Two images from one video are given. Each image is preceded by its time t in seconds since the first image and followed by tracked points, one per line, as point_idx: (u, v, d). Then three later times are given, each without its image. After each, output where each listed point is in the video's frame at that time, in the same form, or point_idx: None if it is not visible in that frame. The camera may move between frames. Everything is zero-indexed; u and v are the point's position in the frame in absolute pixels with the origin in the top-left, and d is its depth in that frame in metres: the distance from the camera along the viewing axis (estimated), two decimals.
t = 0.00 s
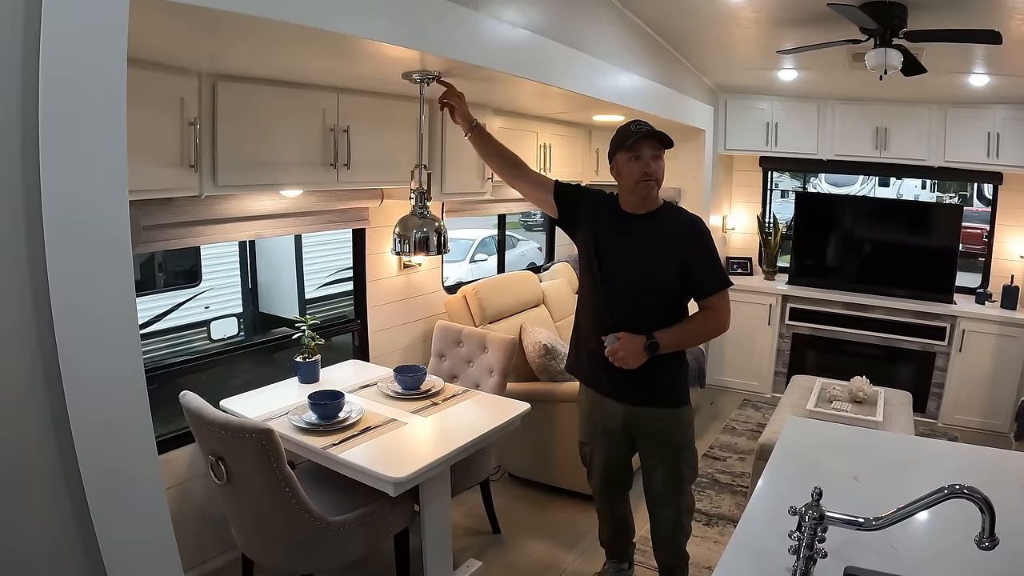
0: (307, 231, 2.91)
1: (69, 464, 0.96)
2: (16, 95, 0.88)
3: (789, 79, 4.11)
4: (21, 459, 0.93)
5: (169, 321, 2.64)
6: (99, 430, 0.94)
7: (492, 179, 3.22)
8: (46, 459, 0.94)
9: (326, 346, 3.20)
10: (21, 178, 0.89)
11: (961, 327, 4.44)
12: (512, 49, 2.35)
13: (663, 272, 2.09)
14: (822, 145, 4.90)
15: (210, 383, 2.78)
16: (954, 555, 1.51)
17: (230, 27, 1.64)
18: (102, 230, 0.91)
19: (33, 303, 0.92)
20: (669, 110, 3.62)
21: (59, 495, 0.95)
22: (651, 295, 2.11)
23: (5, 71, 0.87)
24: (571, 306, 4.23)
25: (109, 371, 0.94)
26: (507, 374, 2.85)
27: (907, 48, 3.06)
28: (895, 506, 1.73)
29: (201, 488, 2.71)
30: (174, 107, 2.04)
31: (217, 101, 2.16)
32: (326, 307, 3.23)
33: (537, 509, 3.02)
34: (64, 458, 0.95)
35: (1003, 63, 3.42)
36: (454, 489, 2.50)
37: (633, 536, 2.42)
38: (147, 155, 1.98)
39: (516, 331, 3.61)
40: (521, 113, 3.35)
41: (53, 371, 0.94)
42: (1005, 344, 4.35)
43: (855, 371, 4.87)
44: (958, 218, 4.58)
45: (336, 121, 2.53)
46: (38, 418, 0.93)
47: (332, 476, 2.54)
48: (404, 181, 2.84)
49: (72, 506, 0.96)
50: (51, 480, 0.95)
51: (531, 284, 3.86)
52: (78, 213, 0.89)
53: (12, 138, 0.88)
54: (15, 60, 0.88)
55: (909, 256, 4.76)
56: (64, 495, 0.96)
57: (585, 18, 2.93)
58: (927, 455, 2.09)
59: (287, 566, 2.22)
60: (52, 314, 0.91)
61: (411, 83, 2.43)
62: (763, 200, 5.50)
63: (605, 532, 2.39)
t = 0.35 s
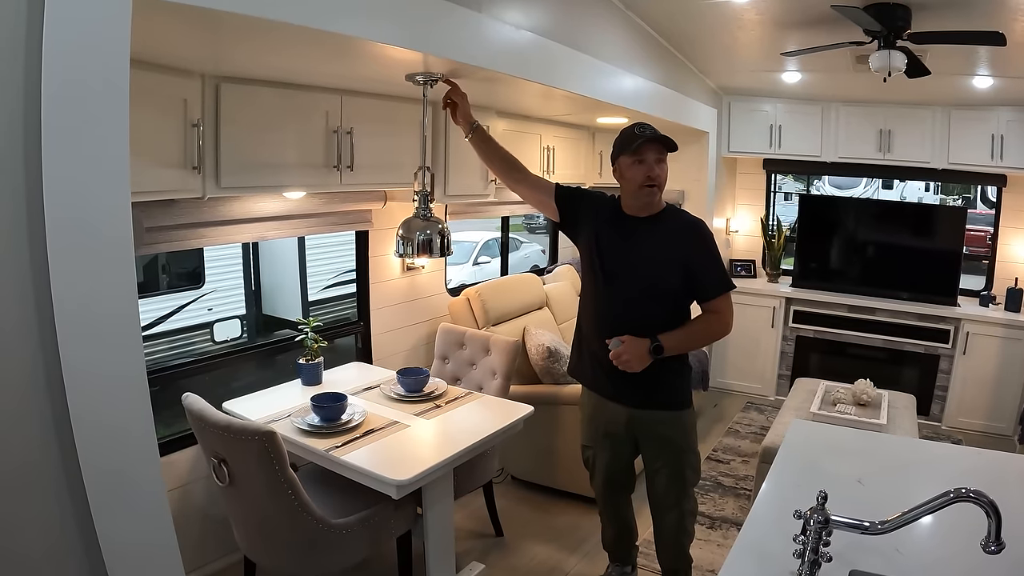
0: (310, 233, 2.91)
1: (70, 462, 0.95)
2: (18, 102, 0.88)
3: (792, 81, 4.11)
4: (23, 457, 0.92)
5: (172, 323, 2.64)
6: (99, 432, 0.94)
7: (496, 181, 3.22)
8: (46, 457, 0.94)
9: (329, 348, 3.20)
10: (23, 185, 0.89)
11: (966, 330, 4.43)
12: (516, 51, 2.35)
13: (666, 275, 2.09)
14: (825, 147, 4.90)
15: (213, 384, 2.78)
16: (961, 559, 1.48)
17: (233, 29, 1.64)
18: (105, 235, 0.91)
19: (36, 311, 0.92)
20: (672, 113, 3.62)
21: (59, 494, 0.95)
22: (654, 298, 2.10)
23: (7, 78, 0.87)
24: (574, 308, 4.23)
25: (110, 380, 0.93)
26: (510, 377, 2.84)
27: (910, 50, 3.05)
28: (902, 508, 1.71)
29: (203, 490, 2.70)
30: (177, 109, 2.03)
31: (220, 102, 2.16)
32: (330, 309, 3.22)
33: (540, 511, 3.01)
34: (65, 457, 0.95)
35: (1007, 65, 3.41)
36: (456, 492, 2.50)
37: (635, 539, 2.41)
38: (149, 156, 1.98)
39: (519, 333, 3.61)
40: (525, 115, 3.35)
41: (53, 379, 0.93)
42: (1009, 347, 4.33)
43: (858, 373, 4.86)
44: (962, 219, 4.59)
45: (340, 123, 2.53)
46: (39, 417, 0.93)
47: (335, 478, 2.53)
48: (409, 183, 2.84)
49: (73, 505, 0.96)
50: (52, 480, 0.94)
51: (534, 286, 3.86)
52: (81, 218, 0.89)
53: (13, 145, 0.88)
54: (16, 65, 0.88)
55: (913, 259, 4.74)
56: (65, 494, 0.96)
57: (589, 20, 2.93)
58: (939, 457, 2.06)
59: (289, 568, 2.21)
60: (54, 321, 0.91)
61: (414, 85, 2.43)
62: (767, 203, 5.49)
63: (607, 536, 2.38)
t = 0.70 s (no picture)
0: (312, 235, 2.91)
1: (66, 457, 0.98)
2: (16, 99, 0.90)
3: (794, 83, 4.11)
4: (19, 450, 0.95)
5: (173, 325, 2.63)
6: (98, 431, 0.96)
7: (497, 183, 3.21)
8: (42, 451, 0.96)
9: (330, 351, 3.20)
10: (21, 179, 0.91)
11: (969, 333, 4.41)
12: (517, 52, 2.35)
13: (668, 278, 2.08)
14: (827, 149, 4.90)
15: (214, 387, 2.78)
16: (969, 561, 1.46)
17: (233, 30, 1.63)
18: (104, 230, 0.94)
19: (32, 304, 0.94)
20: (674, 114, 3.62)
21: (56, 488, 0.97)
22: (655, 301, 2.09)
23: (5, 74, 0.89)
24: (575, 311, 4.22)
25: (108, 371, 0.96)
26: (512, 380, 2.83)
27: (913, 51, 3.04)
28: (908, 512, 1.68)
29: (204, 493, 2.70)
30: (177, 110, 2.03)
31: (221, 104, 2.15)
32: (331, 311, 3.22)
33: (542, 514, 3.00)
34: (62, 451, 0.98)
35: (1010, 67, 3.40)
36: (457, 495, 2.49)
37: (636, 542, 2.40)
38: (149, 158, 1.97)
39: (521, 336, 3.60)
40: (527, 117, 3.34)
41: (52, 379, 0.96)
42: (1013, 349, 4.32)
43: (860, 376, 4.85)
44: (964, 221, 4.57)
45: (341, 125, 2.52)
46: (36, 412, 0.95)
47: (335, 481, 2.53)
48: (411, 185, 2.84)
49: (70, 499, 0.99)
50: (49, 474, 0.97)
51: (536, 289, 3.85)
52: (80, 212, 0.91)
53: (13, 141, 0.90)
54: (16, 63, 0.90)
55: (916, 261, 4.73)
56: (62, 488, 0.98)
57: (591, 22, 2.93)
58: (946, 462, 2.03)
59: (288, 570, 2.20)
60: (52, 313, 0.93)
61: (416, 87, 2.42)
62: (769, 205, 5.49)
63: (608, 539, 2.37)
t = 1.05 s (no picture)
0: (311, 239, 2.91)
1: (60, 449, 1.11)
2: (15, 134, 1.03)
3: (795, 85, 4.10)
4: (16, 444, 1.07)
5: (173, 328, 2.63)
6: (92, 430, 1.10)
7: (497, 187, 3.21)
8: (39, 444, 1.09)
9: (330, 355, 3.20)
10: (21, 194, 1.04)
11: (970, 336, 4.41)
12: (516, 55, 2.34)
13: (668, 283, 2.07)
14: (828, 152, 4.90)
15: (214, 390, 2.77)
16: (973, 563, 1.44)
17: (231, 34, 1.62)
18: (104, 239, 1.08)
19: (31, 313, 1.06)
20: (673, 117, 3.62)
21: (50, 478, 1.10)
22: (655, 306, 2.09)
23: (5, 112, 1.02)
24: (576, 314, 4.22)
25: (107, 367, 1.10)
26: (512, 384, 2.83)
27: (913, 54, 3.03)
28: (911, 519, 1.67)
29: (204, 497, 2.70)
30: (176, 114, 2.03)
31: (220, 109, 2.15)
32: (331, 314, 3.22)
33: (541, 518, 3.00)
34: (57, 444, 1.10)
35: (1010, 70, 3.40)
36: (457, 499, 2.48)
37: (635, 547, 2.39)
38: (148, 162, 1.96)
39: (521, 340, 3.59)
40: (527, 121, 3.34)
41: (48, 376, 1.09)
42: (1013, 352, 4.31)
43: (861, 379, 4.84)
44: (964, 223, 4.57)
45: (341, 129, 2.52)
46: (32, 410, 1.08)
47: (334, 486, 2.52)
48: (411, 189, 2.84)
49: (63, 488, 1.11)
50: (45, 468, 1.10)
51: (536, 292, 3.84)
52: (80, 226, 1.05)
53: (12, 171, 1.03)
54: (14, 101, 1.03)
55: (916, 263, 4.73)
56: (57, 477, 1.11)
57: (591, 25, 2.92)
58: (947, 468, 2.02)
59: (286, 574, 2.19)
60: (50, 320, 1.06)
61: (415, 91, 2.42)
62: (770, 208, 5.48)
63: (607, 544, 2.36)
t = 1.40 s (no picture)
0: (312, 242, 2.90)
1: (59, 447, 1.10)
2: (15, 137, 1.03)
3: (795, 89, 4.10)
4: (15, 442, 1.06)
5: (173, 330, 2.63)
6: (92, 429, 1.10)
7: (497, 190, 3.21)
8: (38, 443, 1.09)
9: (331, 358, 3.19)
10: (21, 196, 1.04)
11: (970, 339, 4.41)
12: (516, 59, 2.34)
13: (669, 286, 2.07)
14: (828, 155, 4.90)
15: (214, 393, 2.77)
16: (977, 568, 1.43)
17: (230, 38, 1.62)
18: (105, 241, 1.08)
19: (31, 318, 1.06)
20: (673, 121, 3.62)
21: (50, 477, 1.10)
22: (657, 309, 2.09)
23: (5, 115, 1.02)
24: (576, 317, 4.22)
25: (108, 368, 1.10)
26: (512, 388, 2.82)
27: (913, 57, 3.04)
28: (913, 525, 1.66)
29: (204, 500, 2.69)
30: (176, 117, 2.02)
31: (220, 113, 2.15)
32: (331, 317, 3.21)
33: (542, 522, 3.00)
34: (56, 442, 1.10)
35: (1010, 73, 3.40)
36: (457, 503, 2.48)
37: (636, 550, 2.39)
38: (148, 166, 1.96)
39: (522, 343, 3.59)
40: (527, 124, 3.34)
41: (48, 375, 1.08)
42: (1013, 355, 4.31)
43: (861, 381, 4.84)
44: (964, 226, 4.57)
45: (341, 132, 2.52)
46: (31, 408, 1.07)
47: (335, 490, 2.52)
48: (411, 192, 2.84)
49: (62, 486, 1.11)
50: (44, 467, 1.09)
51: (536, 295, 3.84)
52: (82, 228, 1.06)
53: (12, 175, 1.03)
54: (14, 105, 1.02)
55: (916, 266, 4.73)
56: (56, 475, 1.11)
57: (592, 28, 2.92)
58: (949, 471, 2.01)
59: None
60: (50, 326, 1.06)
61: (416, 94, 2.42)
62: (770, 211, 5.48)
63: (609, 548, 2.36)
